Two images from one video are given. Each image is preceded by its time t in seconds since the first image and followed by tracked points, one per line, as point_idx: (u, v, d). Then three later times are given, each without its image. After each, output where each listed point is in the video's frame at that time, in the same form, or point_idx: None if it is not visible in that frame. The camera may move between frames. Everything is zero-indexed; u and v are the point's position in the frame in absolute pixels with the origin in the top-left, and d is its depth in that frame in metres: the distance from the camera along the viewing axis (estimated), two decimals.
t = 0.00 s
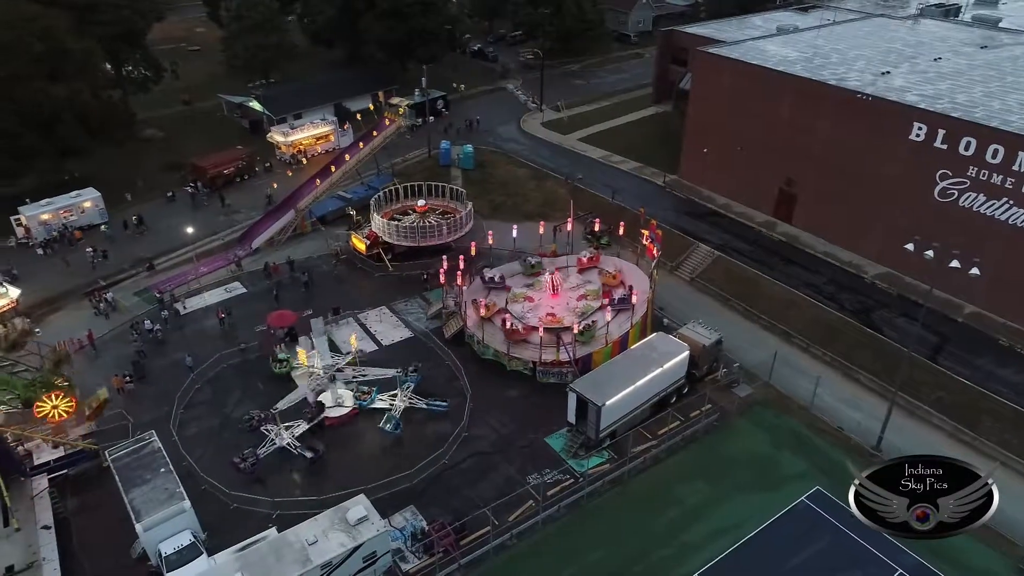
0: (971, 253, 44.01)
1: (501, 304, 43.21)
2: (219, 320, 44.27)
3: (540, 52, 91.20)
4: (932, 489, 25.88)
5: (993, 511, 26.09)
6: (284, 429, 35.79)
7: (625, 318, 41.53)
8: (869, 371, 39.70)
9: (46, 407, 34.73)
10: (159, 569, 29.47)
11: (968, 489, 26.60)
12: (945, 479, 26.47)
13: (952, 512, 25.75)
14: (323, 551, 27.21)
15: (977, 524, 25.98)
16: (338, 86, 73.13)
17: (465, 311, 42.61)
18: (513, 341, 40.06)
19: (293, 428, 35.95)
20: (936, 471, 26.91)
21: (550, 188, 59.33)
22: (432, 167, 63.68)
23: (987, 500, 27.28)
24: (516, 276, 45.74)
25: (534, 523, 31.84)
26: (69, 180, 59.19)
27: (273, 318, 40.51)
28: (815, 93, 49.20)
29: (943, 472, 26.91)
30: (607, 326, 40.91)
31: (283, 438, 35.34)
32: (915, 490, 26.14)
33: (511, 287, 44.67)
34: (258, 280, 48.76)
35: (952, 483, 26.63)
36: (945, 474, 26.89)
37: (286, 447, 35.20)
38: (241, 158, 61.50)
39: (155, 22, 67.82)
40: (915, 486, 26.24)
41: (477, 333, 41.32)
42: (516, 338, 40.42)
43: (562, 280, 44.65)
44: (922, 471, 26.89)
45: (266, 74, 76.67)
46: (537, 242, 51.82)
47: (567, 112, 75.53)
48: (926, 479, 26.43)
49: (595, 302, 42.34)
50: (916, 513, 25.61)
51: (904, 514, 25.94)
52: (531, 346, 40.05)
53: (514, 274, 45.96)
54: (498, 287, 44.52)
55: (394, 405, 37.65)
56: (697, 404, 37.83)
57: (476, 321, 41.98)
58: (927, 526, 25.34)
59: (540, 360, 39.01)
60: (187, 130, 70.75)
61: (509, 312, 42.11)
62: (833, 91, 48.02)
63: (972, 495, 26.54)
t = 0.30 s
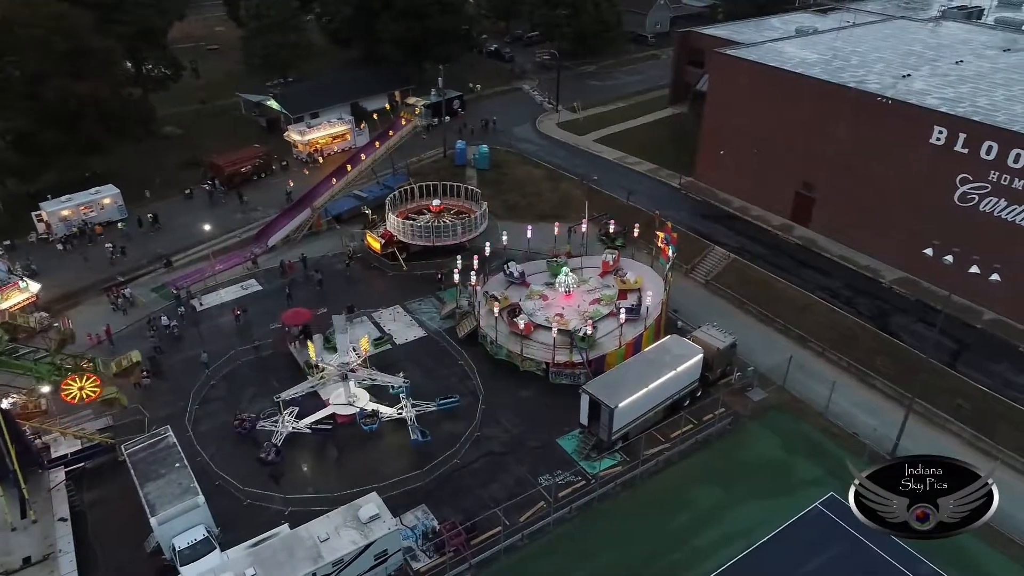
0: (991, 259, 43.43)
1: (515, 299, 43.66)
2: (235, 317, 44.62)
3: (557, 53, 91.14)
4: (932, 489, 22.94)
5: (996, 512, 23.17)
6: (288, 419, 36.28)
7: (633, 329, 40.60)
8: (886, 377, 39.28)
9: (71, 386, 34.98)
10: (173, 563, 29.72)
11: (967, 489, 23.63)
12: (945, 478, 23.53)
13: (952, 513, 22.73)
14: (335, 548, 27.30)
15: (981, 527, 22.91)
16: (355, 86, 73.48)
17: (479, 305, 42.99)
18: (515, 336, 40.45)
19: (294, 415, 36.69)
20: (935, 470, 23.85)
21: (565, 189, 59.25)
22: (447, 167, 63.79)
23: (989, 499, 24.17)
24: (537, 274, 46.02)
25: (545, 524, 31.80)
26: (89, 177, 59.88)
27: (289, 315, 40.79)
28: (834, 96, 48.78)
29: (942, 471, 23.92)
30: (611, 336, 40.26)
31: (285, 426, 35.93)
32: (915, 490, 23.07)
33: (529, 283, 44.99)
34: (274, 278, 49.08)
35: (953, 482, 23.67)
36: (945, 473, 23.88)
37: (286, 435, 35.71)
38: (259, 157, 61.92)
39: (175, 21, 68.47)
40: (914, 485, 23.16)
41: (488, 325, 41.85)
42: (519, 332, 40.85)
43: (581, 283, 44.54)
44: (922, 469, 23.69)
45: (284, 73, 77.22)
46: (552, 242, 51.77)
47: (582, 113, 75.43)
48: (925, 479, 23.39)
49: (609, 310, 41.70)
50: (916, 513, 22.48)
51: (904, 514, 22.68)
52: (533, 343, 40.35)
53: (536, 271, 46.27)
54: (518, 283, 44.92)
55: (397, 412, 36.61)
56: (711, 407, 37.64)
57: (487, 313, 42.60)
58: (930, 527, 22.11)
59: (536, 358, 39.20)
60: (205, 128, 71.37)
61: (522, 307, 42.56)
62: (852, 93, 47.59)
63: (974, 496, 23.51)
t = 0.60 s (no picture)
0: (1017, 266, 42.68)
1: (535, 294, 44.03)
2: (255, 313, 45.05)
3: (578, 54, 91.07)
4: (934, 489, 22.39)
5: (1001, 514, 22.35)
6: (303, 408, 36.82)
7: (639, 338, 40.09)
8: (907, 384, 38.75)
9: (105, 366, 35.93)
10: (190, 556, 30.05)
11: (970, 490, 22.96)
12: (946, 478, 22.97)
13: (953, 513, 22.06)
14: (349, 545, 27.45)
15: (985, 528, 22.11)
16: (376, 85, 73.87)
17: (496, 300, 43.39)
18: (524, 329, 40.95)
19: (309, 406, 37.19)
20: (939, 471, 23.24)
21: (584, 190, 59.12)
22: (466, 166, 63.92)
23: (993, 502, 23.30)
24: (565, 271, 46.17)
25: (559, 525, 31.77)
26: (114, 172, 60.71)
27: (308, 313, 41.06)
28: (858, 99, 48.20)
29: (943, 471, 23.35)
30: (616, 343, 39.88)
31: (296, 412, 36.47)
32: (915, 490, 22.56)
33: (554, 280, 45.23)
34: (293, 275, 49.45)
35: (957, 483, 23.03)
36: (949, 474, 23.26)
37: (299, 423, 36.23)
38: (280, 154, 62.42)
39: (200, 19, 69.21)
40: (916, 486, 22.63)
41: (505, 317, 42.42)
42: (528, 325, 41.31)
43: (605, 285, 44.37)
44: (922, 470, 23.13)
45: (306, 72, 77.82)
46: (570, 243, 51.71)
47: (603, 114, 75.25)
48: (926, 479, 22.87)
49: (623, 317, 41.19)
50: (916, 513, 21.92)
51: (903, 514, 22.10)
52: (539, 336, 40.70)
53: (564, 267, 46.40)
54: (545, 279, 45.17)
55: (404, 422, 36.38)
56: (728, 411, 37.38)
57: (505, 303, 43.25)
58: (930, 527, 21.45)
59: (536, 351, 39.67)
60: (228, 126, 72.09)
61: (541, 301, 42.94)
62: (876, 96, 47.02)
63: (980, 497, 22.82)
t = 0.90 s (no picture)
0: None
1: (559, 291, 44.35)
2: (278, 309, 45.50)
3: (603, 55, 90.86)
4: (933, 489, 21.29)
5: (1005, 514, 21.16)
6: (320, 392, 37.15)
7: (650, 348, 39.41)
8: (933, 393, 38.12)
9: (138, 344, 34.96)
10: (211, 547, 30.42)
11: (970, 488, 21.61)
12: (945, 477, 21.70)
13: (952, 513, 20.94)
14: (367, 540, 27.64)
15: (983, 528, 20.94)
16: (401, 84, 74.26)
17: (518, 297, 43.66)
18: (540, 323, 41.39)
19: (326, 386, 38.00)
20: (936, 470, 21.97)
21: (607, 191, 58.93)
22: (489, 166, 64.01)
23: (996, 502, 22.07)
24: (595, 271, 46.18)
25: (576, 527, 31.72)
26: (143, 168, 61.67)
27: (328, 309, 41.49)
28: (887, 103, 47.49)
29: (944, 471, 22.02)
30: (626, 348, 39.37)
31: (314, 395, 36.94)
32: (915, 490, 21.46)
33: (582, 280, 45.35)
34: (316, 272, 49.88)
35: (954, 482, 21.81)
36: (947, 473, 21.97)
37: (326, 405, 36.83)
38: (305, 152, 62.96)
39: (229, 18, 70.14)
40: (915, 486, 21.52)
41: (526, 311, 42.79)
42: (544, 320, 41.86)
43: (631, 288, 43.97)
44: (922, 469, 21.89)
45: (333, 71, 78.47)
46: (593, 245, 51.59)
47: (627, 115, 74.97)
48: (926, 478, 21.67)
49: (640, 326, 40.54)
50: (916, 514, 20.96)
51: (903, 514, 21.08)
52: (552, 332, 41.17)
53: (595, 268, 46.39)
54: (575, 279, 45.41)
55: (411, 431, 35.32)
56: (749, 417, 37.08)
57: (527, 297, 43.64)
58: (930, 528, 20.51)
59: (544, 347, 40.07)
60: (255, 123, 72.91)
61: (564, 298, 43.33)
62: (906, 100, 46.32)
63: (980, 492, 21.65)
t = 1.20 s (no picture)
0: None
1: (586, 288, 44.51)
2: (303, 305, 45.97)
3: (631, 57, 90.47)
4: (932, 490, 25.08)
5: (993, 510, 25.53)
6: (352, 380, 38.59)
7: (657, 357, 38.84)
8: (964, 405, 37.36)
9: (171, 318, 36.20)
10: (232, 538, 30.80)
11: (966, 488, 25.77)
12: (944, 478, 25.52)
13: (951, 512, 25.04)
14: (387, 537, 27.80)
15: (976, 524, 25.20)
16: (428, 83, 74.64)
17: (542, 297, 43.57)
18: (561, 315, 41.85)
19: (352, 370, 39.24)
20: (936, 471, 25.80)
21: (633, 193, 58.67)
22: (515, 166, 64.07)
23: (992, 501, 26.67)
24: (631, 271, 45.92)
25: (595, 529, 31.61)
26: (174, 163, 62.71)
27: (353, 305, 41.74)
28: (921, 107, 46.68)
29: (943, 471, 25.95)
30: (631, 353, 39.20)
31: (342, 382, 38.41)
32: (915, 490, 25.27)
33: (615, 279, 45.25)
34: (342, 268, 50.32)
35: (952, 483, 25.73)
36: (945, 474, 25.87)
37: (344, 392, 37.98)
38: (333, 150, 63.50)
39: (261, 16, 71.08)
40: (914, 486, 25.33)
41: (550, 309, 42.88)
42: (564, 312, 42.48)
43: (660, 294, 43.39)
44: (922, 470, 25.67)
45: (361, 69, 79.06)
46: (617, 247, 51.39)
47: (655, 117, 74.59)
48: (925, 479, 25.46)
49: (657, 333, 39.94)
50: (916, 514, 24.95)
51: (904, 515, 25.18)
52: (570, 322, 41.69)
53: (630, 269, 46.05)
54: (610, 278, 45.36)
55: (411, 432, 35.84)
56: (772, 424, 36.64)
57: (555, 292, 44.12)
58: (928, 527, 24.70)
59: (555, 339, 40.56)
60: (284, 120, 73.76)
61: (590, 295, 43.62)
62: (940, 105, 45.49)
63: (972, 495, 25.72)
